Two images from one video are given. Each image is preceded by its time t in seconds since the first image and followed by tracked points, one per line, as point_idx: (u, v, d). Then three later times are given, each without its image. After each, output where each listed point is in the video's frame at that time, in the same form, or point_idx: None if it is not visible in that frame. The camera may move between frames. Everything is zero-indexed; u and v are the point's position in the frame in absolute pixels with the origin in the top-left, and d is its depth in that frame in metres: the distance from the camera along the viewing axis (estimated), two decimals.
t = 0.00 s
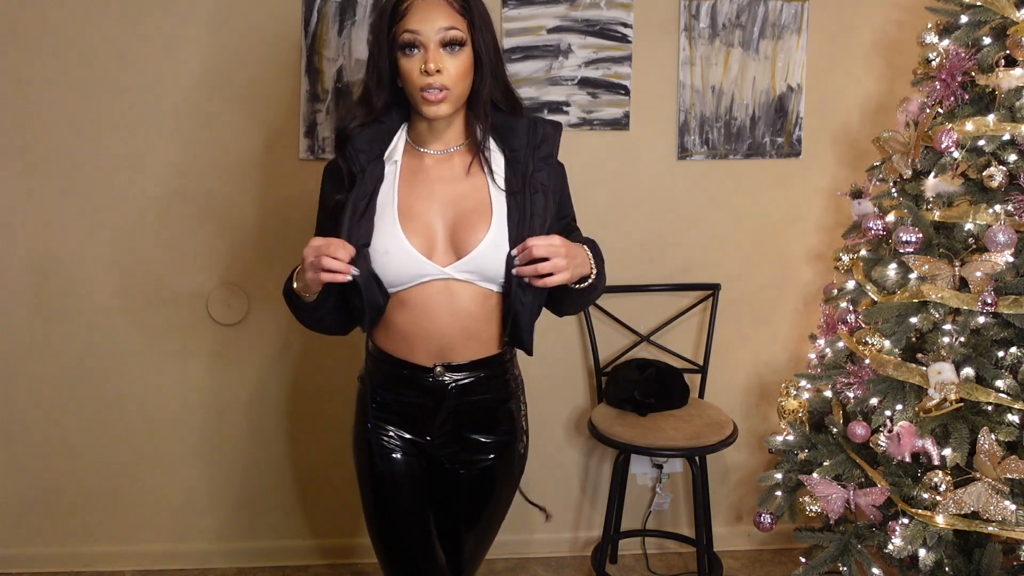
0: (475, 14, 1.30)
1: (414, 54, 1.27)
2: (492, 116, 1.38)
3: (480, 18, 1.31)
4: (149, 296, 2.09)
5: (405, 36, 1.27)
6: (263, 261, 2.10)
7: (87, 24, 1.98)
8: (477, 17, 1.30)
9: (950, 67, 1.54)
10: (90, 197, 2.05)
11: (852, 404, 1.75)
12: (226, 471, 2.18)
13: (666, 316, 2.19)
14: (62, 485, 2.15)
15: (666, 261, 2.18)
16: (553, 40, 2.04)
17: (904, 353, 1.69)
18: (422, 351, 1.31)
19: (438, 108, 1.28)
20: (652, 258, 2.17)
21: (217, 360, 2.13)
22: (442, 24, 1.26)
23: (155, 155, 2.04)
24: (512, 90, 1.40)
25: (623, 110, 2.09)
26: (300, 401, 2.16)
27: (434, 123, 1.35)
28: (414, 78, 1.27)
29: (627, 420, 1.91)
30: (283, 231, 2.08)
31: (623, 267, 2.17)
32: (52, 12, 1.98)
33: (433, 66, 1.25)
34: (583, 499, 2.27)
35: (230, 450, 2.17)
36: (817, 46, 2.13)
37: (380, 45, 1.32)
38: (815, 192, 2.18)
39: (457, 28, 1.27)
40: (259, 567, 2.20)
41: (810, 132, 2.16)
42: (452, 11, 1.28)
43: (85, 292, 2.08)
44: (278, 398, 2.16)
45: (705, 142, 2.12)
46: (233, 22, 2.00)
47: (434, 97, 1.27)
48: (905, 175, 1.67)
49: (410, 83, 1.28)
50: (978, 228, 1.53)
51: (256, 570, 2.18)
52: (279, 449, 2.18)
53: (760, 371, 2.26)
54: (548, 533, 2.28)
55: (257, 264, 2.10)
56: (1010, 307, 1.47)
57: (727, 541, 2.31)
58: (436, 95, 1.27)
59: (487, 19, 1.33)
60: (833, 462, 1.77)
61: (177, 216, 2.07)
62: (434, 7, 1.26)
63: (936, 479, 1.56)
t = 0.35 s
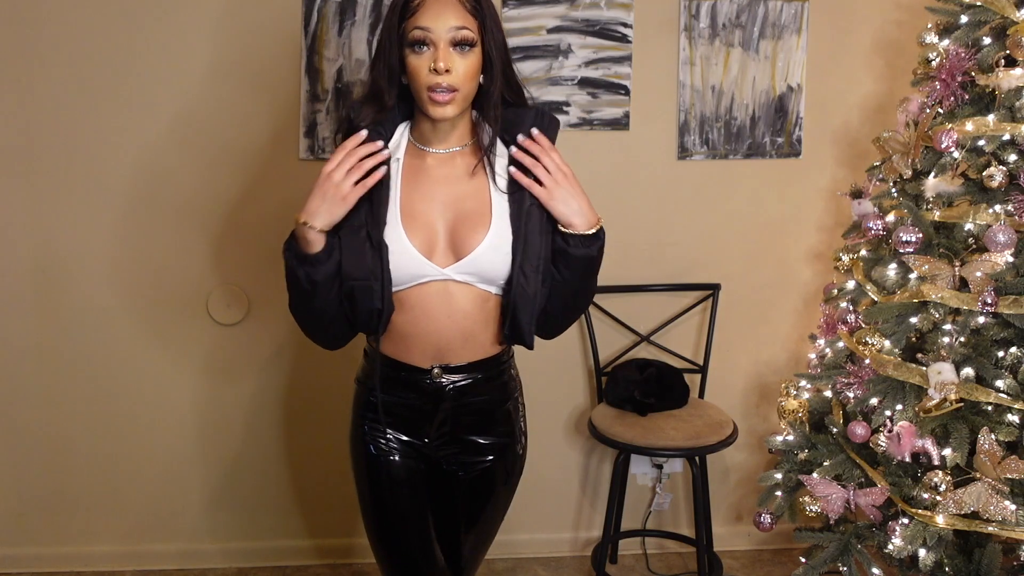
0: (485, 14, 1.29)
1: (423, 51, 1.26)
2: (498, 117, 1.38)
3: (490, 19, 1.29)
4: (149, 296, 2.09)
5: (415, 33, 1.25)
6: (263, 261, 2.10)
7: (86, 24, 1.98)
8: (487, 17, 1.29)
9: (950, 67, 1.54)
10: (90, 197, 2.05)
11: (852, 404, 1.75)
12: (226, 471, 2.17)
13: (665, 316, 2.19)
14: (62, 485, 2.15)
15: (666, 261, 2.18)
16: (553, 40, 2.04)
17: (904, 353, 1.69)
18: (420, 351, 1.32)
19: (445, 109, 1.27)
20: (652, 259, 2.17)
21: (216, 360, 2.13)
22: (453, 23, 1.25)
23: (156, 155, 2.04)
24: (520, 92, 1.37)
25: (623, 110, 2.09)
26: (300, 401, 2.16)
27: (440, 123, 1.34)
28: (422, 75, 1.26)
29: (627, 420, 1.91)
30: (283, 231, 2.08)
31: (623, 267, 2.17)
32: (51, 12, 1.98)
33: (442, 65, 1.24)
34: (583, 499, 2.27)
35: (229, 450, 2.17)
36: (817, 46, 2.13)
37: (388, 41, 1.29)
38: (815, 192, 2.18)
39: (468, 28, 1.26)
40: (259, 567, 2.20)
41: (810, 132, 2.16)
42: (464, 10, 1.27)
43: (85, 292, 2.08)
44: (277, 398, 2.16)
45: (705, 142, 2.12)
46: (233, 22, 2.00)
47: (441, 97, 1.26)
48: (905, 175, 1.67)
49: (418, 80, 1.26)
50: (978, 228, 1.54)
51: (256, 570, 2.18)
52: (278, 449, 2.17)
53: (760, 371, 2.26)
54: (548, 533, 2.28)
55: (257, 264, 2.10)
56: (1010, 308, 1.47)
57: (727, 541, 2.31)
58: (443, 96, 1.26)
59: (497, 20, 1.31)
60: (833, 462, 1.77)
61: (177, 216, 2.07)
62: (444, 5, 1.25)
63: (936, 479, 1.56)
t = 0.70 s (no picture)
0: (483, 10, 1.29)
1: (424, 48, 1.25)
2: (497, 117, 1.38)
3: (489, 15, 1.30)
4: (149, 296, 2.10)
5: (415, 30, 1.25)
6: (263, 261, 2.10)
7: (86, 24, 1.98)
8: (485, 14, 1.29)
9: (949, 67, 1.54)
10: (90, 197, 2.05)
11: (852, 404, 1.75)
12: (226, 470, 2.18)
13: (666, 316, 2.19)
14: (63, 485, 2.15)
15: (666, 261, 2.18)
16: (553, 40, 2.04)
17: (904, 353, 1.69)
18: (418, 352, 1.32)
19: (448, 102, 1.26)
20: (652, 259, 2.17)
21: (217, 360, 2.13)
22: (455, 19, 1.25)
23: (156, 155, 2.04)
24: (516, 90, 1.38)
25: (623, 110, 2.09)
26: (300, 401, 2.16)
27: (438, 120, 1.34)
28: (425, 71, 1.25)
29: (627, 420, 1.91)
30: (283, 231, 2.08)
31: (623, 268, 2.17)
32: (51, 12, 1.98)
33: (445, 60, 1.24)
34: (583, 499, 2.27)
35: (230, 450, 2.17)
36: (817, 46, 2.13)
37: (387, 37, 1.28)
38: (815, 192, 2.18)
39: (468, 24, 1.26)
40: (259, 567, 2.20)
41: (810, 132, 2.16)
42: (463, 7, 1.27)
43: (85, 292, 2.08)
44: (278, 398, 2.16)
45: (705, 142, 2.12)
46: (233, 22, 2.00)
47: (444, 91, 1.25)
48: (905, 175, 1.67)
49: (419, 76, 1.26)
50: (978, 228, 1.54)
51: (256, 570, 2.18)
52: (279, 448, 2.18)
53: (760, 371, 2.26)
54: (548, 533, 2.28)
55: (257, 264, 2.10)
56: (1010, 308, 1.47)
57: (727, 541, 2.31)
58: (446, 90, 1.25)
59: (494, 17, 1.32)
60: (833, 462, 1.77)
61: (177, 216, 2.07)
62: (444, 2, 1.25)
63: (936, 479, 1.56)
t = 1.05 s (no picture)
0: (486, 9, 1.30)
1: (430, 44, 1.25)
2: (494, 113, 1.40)
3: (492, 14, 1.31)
4: (149, 296, 2.10)
5: (422, 26, 1.25)
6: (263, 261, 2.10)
7: (86, 24, 1.99)
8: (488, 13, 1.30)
9: (950, 66, 1.54)
10: (90, 197, 2.05)
11: (852, 405, 1.75)
12: (226, 470, 2.18)
13: (666, 316, 2.19)
14: (62, 485, 2.15)
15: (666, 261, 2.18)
16: (553, 40, 2.04)
17: (904, 353, 1.69)
18: (429, 345, 1.32)
19: (452, 100, 1.26)
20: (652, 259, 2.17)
21: (217, 359, 2.13)
22: (462, 16, 1.25)
23: (156, 155, 2.04)
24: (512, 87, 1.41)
25: (623, 110, 2.09)
26: (300, 400, 2.16)
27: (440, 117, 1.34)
28: (431, 67, 1.25)
29: (627, 420, 1.91)
30: (283, 231, 2.08)
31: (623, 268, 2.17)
32: (51, 11, 1.98)
33: (452, 56, 1.24)
34: (583, 499, 2.27)
35: (230, 450, 2.17)
36: (817, 46, 2.13)
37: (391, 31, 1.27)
38: (815, 192, 2.18)
39: (474, 21, 1.27)
40: (259, 567, 2.20)
41: (810, 132, 2.16)
42: (469, 4, 1.27)
43: (85, 292, 2.09)
44: (278, 398, 2.16)
45: (705, 142, 2.12)
46: (233, 22, 2.00)
47: (450, 87, 1.25)
48: (905, 175, 1.67)
49: (425, 72, 1.25)
50: (978, 228, 1.53)
51: (256, 570, 2.18)
52: (279, 448, 2.18)
53: (760, 371, 2.26)
54: (548, 533, 2.28)
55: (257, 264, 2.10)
56: (1010, 307, 1.47)
57: (727, 541, 2.31)
58: (452, 86, 1.25)
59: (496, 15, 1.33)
60: (833, 462, 1.77)
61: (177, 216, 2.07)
62: None
63: (936, 479, 1.56)
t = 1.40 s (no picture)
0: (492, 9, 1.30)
1: (438, 44, 1.25)
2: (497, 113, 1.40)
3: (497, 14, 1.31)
4: (149, 296, 2.09)
5: (430, 26, 1.24)
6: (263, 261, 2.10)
7: (86, 24, 1.98)
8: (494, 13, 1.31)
9: (950, 67, 1.54)
10: (89, 197, 2.05)
11: (852, 404, 1.75)
12: (226, 470, 2.17)
13: (666, 316, 2.19)
14: (62, 485, 2.15)
15: (666, 261, 2.18)
16: (553, 40, 2.04)
17: (904, 353, 1.69)
18: (438, 343, 1.31)
19: (459, 101, 1.27)
20: (652, 259, 2.17)
21: (217, 359, 2.13)
22: (469, 16, 1.25)
23: (156, 155, 2.04)
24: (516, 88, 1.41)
25: (623, 110, 2.09)
26: (300, 400, 2.16)
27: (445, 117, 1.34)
28: (440, 68, 1.25)
29: (627, 420, 1.91)
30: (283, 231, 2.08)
31: (623, 268, 2.17)
32: (50, 11, 1.98)
33: (461, 56, 1.24)
34: (583, 499, 2.27)
35: (230, 450, 2.17)
36: (817, 45, 2.13)
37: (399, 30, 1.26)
38: (815, 192, 2.18)
39: (481, 22, 1.27)
40: (259, 567, 2.20)
41: (810, 132, 2.16)
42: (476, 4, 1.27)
43: (85, 292, 2.08)
44: (277, 398, 2.16)
45: (705, 142, 2.12)
46: (232, 22, 2.00)
47: (459, 88, 1.25)
48: (905, 175, 1.67)
49: (433, 72, 1.25)
50: (978, 228, 1.53)
51: (255, 570, 2.18)
52: (279, 448, 2.18)
53: (760, 371, 2.26)
54: (549, 533, 2.28)
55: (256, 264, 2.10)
56: (1010, 308, 1.47)
57: (727, 541, 2.31)
58: (460, 87, 1.26)
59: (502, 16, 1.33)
60: (833, 462, 1.77)
61: (176, 216, 2.07)
62: None
63: (936, 479, 1.56)
